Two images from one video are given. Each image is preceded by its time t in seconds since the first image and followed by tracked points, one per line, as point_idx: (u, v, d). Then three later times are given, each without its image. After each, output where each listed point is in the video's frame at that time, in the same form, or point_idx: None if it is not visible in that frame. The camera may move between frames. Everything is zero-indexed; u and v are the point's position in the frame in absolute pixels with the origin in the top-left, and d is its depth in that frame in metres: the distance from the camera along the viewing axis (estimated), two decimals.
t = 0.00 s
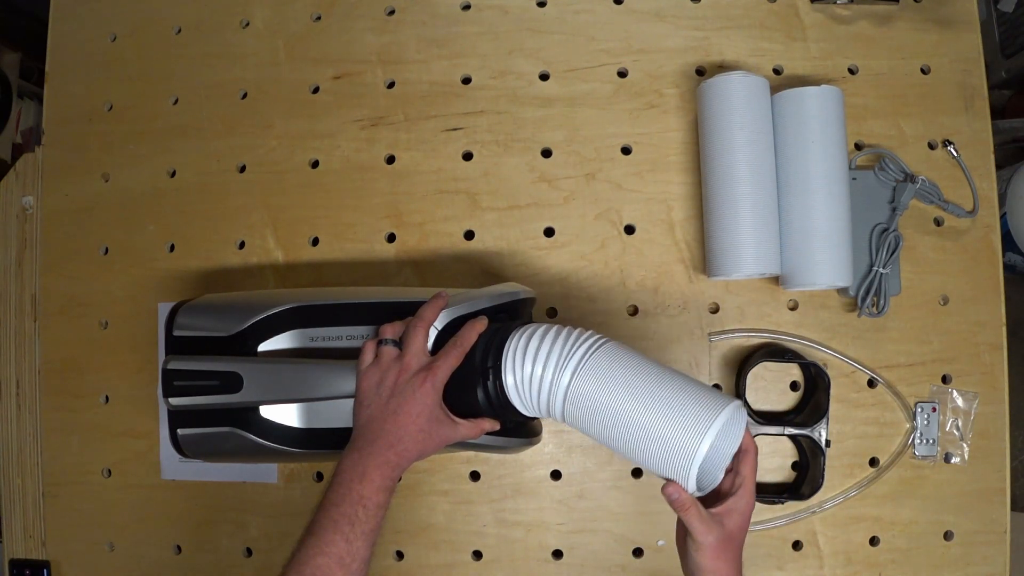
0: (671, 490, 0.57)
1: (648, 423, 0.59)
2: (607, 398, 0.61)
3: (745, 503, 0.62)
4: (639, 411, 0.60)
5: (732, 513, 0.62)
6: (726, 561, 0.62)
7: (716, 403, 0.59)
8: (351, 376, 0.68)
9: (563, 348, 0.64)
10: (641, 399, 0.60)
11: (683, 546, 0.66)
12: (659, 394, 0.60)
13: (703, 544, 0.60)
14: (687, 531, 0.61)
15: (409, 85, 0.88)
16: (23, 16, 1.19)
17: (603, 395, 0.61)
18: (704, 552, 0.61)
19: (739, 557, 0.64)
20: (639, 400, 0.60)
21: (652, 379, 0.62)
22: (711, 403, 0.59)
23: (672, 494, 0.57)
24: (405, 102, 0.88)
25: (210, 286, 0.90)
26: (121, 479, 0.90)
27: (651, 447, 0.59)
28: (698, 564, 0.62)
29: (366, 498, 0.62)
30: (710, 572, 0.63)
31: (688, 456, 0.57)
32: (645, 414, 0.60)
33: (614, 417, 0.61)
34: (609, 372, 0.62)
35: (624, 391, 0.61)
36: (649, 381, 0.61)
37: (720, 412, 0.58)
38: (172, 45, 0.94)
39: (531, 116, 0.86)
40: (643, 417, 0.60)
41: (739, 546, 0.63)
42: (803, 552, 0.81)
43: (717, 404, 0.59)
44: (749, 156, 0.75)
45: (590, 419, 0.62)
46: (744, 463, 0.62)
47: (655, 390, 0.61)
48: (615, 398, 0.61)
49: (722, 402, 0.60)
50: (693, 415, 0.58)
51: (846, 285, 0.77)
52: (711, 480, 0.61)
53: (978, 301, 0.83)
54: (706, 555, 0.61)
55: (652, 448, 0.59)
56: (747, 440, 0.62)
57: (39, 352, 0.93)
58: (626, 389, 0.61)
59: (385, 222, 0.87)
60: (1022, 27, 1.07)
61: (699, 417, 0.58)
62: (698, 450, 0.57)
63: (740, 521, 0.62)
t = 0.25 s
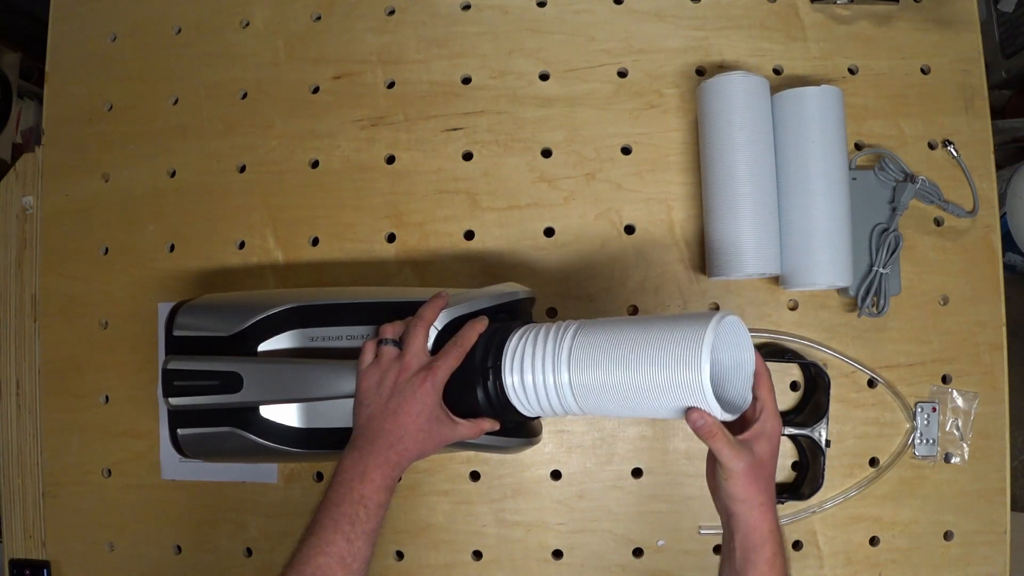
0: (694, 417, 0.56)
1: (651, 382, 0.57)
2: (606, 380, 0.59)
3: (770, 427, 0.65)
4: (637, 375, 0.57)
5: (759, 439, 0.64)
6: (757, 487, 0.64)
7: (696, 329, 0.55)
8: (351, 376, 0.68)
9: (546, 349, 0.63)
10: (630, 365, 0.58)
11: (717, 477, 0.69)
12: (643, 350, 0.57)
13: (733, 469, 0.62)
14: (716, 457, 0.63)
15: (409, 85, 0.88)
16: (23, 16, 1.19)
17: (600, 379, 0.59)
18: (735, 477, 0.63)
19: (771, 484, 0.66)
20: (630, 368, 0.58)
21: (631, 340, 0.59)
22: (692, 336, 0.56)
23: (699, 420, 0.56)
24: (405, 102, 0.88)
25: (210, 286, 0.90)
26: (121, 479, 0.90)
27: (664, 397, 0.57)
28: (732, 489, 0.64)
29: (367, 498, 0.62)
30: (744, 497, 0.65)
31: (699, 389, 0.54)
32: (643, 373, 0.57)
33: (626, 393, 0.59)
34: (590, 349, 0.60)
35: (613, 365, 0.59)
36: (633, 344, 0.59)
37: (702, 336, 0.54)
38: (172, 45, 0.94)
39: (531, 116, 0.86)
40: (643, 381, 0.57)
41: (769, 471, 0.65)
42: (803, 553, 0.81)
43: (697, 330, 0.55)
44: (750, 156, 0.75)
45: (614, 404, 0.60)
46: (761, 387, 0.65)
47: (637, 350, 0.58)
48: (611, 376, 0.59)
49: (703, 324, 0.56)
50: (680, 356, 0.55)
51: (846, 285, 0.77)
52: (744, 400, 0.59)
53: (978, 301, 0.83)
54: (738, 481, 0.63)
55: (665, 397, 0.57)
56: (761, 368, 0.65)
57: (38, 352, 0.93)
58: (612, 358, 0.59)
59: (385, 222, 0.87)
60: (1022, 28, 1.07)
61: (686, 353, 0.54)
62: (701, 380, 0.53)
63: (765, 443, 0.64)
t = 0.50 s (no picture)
0: (700, 381, 0.55)
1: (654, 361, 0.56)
2: (610, 370, 0.58)
3: (756, 404, 0.70)
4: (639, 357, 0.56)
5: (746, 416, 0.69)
6: (745, 462, 0.69)
7: (686, 302, 0.54)
8: (351, 376, 0.68)
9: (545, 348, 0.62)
10: (629, 349, 0.57)
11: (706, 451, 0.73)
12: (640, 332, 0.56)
13: (727, 441, 0.65)
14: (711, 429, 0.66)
15: (409, 85, 0.88)
16: (23, 16, 1.19)
17: (602, 369, 0.58)
18: (728, 449, 0.66)
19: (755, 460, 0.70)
20: (631, 352, 0.57)
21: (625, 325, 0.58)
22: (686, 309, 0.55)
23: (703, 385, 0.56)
24: (405, 102, 0.88)
25: (210, 286, 0.90)
26: (121, 479, 0.90)
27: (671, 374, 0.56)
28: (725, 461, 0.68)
29: (367, 498, 0.62)
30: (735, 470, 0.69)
31: (704, 358, 0.53)
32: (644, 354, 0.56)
33: (633, 379, 0.58)
34: (588, 340, 0.59)
35: (612, 352, 0.58)
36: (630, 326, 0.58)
37: (696, 307, 0.53)
38: (172, 45, 0.94)
39: (531, 116, 0.86)
40: (644, 363, 0.56)
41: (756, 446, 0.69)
42: (802, 552, 0.81)
43: (687, 302, 0.54)
44: (750, 156, 0.75)
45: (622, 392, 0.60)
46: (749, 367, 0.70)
47: (633, 333, 0.57)
48: (613, 364, 0.58)
49: (692, 295, 0.55)
50: (677, 331, 0.54)
51: (846, 285, 0.77)
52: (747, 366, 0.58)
53: (978, 301, 0.83)
54: (730, 453, 0.67)
55: (674, 374, 0.56)
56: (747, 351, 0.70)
57: (38, 352, 0.93)
58: (611, 346, 0.58)
59: (385, 222, 0.87)
60: (1022, 28, 1.07)
61: (684, 327, 0.54)
62: (704, 349, 0.52)
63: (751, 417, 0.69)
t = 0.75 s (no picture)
0: (637, 400, 0.58)
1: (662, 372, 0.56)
2: (614, 378, 0.58)
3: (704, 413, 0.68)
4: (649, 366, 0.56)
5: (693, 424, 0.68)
6: (687, 471, 0.66)
7: (700, 317, 0.55)
8: (351, 376, 0.68)
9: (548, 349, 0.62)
10: (637, 359, 0.57)
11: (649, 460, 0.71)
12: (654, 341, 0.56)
13: (667, 449, 0.64)
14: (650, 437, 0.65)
15: (409, 85, 0.88)
16: (23, 16, 1.19)
17: (607, 376, 0.58)
18: (667, 458, 0.64)
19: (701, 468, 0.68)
20: (635, 360, 0.57)
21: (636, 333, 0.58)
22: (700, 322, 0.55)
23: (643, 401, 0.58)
24: (405, 102, 0.88)
25: (210, 286, 0.90)
26: (121, 479, 0.90)
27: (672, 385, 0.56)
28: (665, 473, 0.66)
29: (368, 498, 0.62)
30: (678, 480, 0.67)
31: (710, 375, 0.54)
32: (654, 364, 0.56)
33: (635, 388, 0.58)
34: (593, 344, 0.59)
35: (619, 360, 0.58)
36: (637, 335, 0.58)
37: (707, 322, 0.54)
38: (172, 45, 0.94)
39: (531, 115, 0.86)
40: (652, 373, 0.57)
41: (699, 454, 0.67)
42: (802, 552, 0.81)
43: (702, 317, 0.55)
44: (750, 156, 0.75)
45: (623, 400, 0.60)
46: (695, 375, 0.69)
47: (642, 343, 0.57)
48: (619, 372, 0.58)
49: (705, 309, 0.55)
50: (684, 343, 0.55)
51: (846, 285, 0.77)
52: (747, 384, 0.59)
53: (978, 301, 0.83)
54: (670, 463, 0.65)
55: (676, 386, 0.56)
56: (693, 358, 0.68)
57: (38, 352, 0.93)
58: (617, 351, 0.58)
59: (385, 222, 0.87)
60: (1022, 28, 1.07)
61: (692, 340, 0.54)
62: (712, 366, 0.53)
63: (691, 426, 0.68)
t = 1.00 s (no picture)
0: (615, 400, 0.59)
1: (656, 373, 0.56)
2: (608, 379, 0.58)
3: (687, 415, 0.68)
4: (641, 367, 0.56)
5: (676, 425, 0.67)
6: (666, 471, 0.67)
7: (691, 320, 0.54)
8: (351, 376, 0.68)
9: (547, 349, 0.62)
10: (630, 360, 0.57)
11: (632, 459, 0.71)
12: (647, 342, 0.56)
13: (643, 450, 0.65)
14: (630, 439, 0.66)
15: (409, 85, 0.88)
16: (23, 17, 1.20)
17: (602, 377, 0.58)
18: (644, 459, 0.65)
19: (683, 468, 0.68)
20: (627, 362, 0.57)
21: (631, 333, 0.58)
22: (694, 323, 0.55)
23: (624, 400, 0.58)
24: (405, 102, 0.88)
25: (210, 286, 0.90)
26: (121, 479, 0.90)
27: (664, 388, 0.57)
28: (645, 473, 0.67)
29: (368, 498, 0.62)
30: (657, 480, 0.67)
31: (702, 379, 0.54)
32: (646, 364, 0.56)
33: (624, 389, 0.59)
34: (587, 345, 0.59)
35: (614, 361, 0.58)
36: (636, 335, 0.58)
37: (698, 325, 0.54)
38: (172, 45, 0.94)
39: (531, 115, 0.86)
40: (646, 373, 0.57)
41: (681, 456, 0.67)
42: (802, 552, 0.81)
43: (697, 318, 0.55)
44: (750, 156, 0.75)
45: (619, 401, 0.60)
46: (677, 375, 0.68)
47: (636, 344, 0.57)
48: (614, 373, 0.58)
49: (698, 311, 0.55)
50: (675, 346, 0.54)
51: (846, 285, 0.77)
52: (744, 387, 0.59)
53: (979, 301, 0.83)
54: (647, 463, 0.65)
55: (668, 389, 0.57)
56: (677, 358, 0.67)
57: (38, 352, 0.93)
58: (610, 353, 0.58)
59: (385, 222, 0.87)
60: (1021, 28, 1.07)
61: (683, 343, 0.54)
62: (703, 371, 0.53)
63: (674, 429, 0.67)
